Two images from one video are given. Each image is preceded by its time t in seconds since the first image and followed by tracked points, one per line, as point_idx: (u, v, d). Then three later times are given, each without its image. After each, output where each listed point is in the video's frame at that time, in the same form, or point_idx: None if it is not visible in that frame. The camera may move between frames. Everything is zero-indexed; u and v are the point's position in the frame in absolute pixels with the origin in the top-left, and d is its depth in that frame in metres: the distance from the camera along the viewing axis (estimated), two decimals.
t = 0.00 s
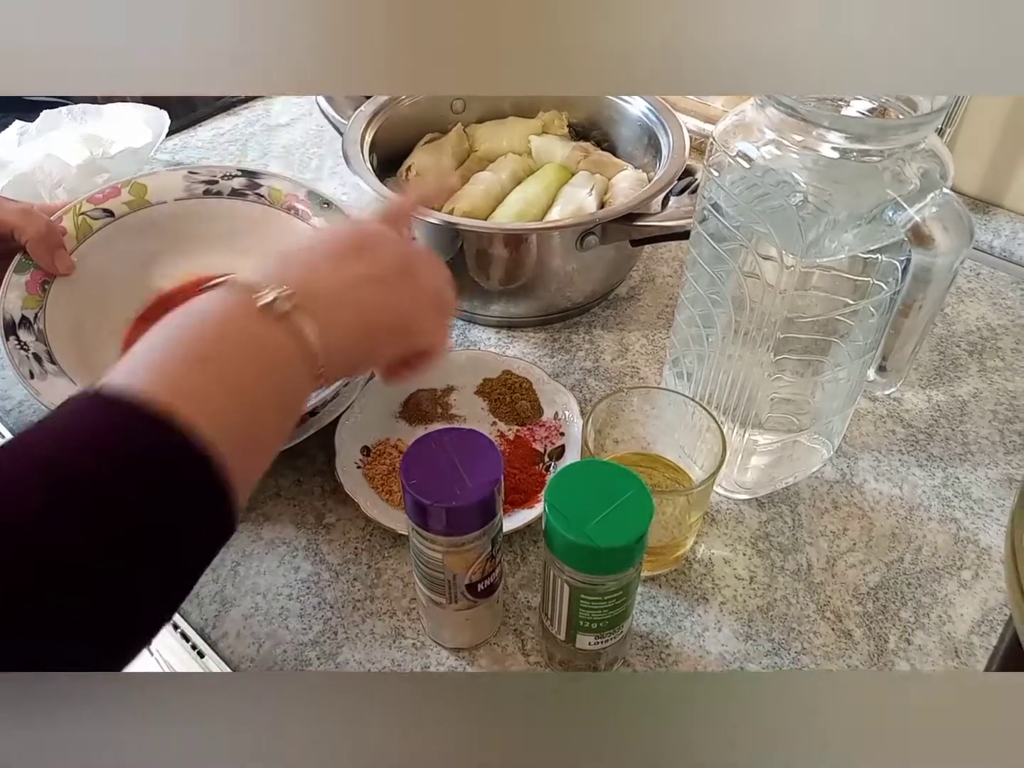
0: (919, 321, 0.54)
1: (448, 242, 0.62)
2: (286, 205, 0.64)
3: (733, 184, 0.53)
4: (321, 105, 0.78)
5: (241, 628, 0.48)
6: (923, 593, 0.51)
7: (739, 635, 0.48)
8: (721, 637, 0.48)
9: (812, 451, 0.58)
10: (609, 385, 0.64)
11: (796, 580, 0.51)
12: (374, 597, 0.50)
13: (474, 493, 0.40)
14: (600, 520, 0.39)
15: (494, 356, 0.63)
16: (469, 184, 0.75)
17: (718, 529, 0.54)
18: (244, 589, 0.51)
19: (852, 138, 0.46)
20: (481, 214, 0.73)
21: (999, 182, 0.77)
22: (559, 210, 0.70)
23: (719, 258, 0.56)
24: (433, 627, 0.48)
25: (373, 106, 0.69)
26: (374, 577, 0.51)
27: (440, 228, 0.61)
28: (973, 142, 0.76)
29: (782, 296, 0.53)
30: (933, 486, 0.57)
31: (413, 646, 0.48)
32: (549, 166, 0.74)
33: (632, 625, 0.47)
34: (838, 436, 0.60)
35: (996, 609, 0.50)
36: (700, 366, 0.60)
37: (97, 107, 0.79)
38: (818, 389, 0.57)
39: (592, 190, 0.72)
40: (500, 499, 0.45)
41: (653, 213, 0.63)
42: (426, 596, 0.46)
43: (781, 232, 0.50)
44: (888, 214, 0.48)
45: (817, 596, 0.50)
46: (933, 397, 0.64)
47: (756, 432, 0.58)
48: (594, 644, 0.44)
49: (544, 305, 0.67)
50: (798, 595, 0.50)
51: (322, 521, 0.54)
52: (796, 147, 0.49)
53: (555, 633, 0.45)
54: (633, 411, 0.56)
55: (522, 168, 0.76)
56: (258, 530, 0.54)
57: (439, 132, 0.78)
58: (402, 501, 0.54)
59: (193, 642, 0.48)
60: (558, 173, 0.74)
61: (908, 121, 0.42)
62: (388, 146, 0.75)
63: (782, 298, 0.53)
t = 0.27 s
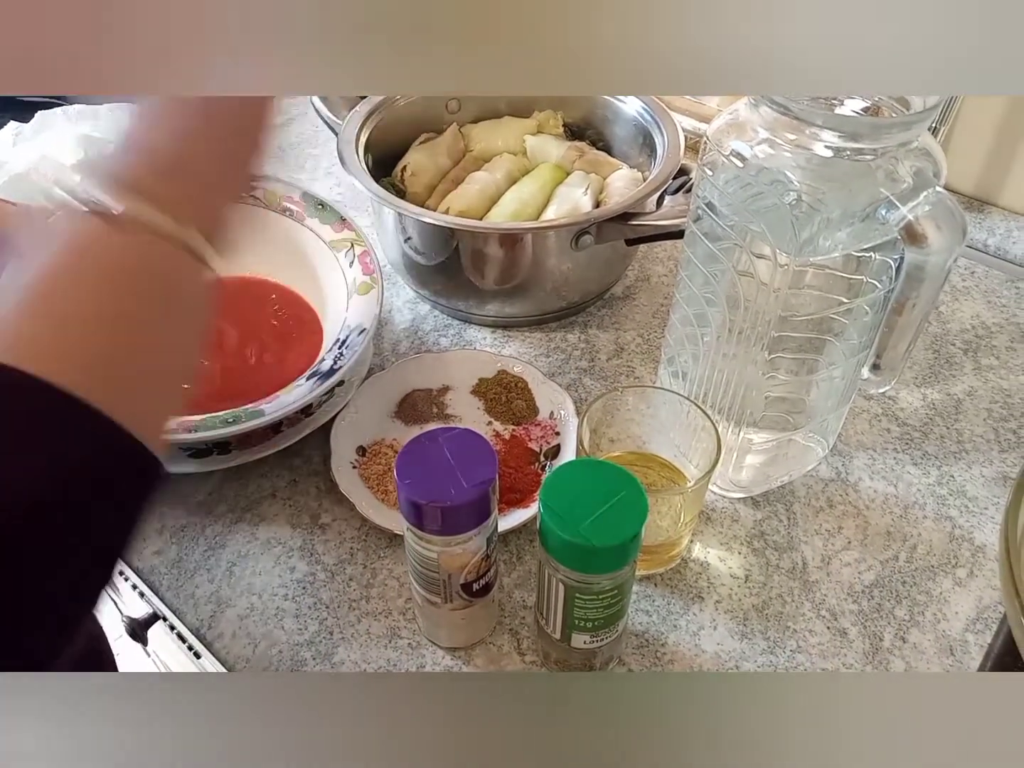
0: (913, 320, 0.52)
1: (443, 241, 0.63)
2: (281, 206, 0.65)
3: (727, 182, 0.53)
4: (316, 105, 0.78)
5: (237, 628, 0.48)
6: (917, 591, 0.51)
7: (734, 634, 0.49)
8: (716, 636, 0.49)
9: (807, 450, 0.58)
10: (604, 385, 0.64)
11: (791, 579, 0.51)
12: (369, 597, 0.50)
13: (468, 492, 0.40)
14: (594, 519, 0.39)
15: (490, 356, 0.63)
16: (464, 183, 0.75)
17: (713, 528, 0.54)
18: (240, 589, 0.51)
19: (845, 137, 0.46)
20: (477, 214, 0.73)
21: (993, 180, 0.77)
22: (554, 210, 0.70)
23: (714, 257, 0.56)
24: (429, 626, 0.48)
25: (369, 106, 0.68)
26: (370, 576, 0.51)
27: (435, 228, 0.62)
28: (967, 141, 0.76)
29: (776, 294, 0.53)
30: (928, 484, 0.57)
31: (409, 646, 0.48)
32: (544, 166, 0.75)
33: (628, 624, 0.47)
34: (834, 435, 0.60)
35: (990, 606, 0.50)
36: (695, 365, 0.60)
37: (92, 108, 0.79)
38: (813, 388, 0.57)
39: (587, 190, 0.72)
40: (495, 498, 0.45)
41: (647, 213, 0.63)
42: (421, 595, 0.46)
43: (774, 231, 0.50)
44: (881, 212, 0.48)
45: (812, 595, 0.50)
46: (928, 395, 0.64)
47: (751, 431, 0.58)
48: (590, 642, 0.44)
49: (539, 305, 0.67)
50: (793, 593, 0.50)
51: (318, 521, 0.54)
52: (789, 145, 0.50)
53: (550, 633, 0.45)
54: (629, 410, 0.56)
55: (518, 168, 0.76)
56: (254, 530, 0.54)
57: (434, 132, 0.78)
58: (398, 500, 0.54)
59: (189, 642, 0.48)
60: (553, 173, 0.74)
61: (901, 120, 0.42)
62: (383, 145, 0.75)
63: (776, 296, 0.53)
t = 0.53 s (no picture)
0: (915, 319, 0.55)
1: (445, 241, 0.63)
2: (284, 207, 0.65)
3: (730, 182, 0.53)
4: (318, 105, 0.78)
5: (239, 627, 0.48)
6: (920, 592, 0.51)
7: (737, 634, 0.48)
8: (719, 636, 0.49)
9: (810, 450, 0.58)
10: (607, 385, 0.64)
11: (794, 579, 0.51)
12: (372, 596, 0.50)
13: (471, 492, 0.40)
14: (598, 519, 0.39)
15: (492, 356, 0.63)
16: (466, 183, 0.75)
17: (716, 528, 0.54)
18: (242, 589, 0.50)
19: (849, 137, 0.46)
20: (478, 214, 0.73)
21: (995, 180, 0.77)
22: (556, 210, 0.70)
23: (716, 257, 0.56)
24: (431, 626, 0.48)
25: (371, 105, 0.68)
26: (372, 576, 0.51)
27: (438, 228, 0.62)
28: (969, 141, 0.76)
29: (780, 294, 0.53)
30: (930, 485, 0.57)
31: (412, 646, 0.48)
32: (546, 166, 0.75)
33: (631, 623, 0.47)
34: (836, 435, 0.60)
35: (994, 606, 0.50)
36: (698, 365, 0.60)
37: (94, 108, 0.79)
38: (816, 387, 0.58)
39: (589, 190, 0.72)
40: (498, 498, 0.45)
41: (649, 213, 0.63)
42: (424, 595, 0.46)
43: (778, 233, 0.50)
44: (885, 212, 0.48)
45: (815, 595, 0.50)
46: (931, 396, 0.64)
47: (754, 431, 0.58)
48: (593, 642, 0.44)
49: (541, 305, 0.67)
50: (796, 594, 0.50)
51: (320, 520, 0.54)
52: (793, 145, 0.50)
53: (554, 633, 0.45)
54: (631, 410, 0.56)
55: (519, 168, 0.76)
56: (256, 529, 0.54)
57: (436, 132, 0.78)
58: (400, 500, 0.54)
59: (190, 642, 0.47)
60: (554, 173, 0.74)
61: (904, 120, 0.42)
62: (385, 145, 0.75)
63: (780, 297, 0.53)
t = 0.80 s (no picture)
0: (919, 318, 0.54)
1: (449, 239, 0.62)
2: (288, 207, 0.65)
3: (734, 179, 0.53)
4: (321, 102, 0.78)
5: (242, 624, 0.49)
6: (923, 590, 0.51)
7: (740, 632, 0.49)
8: (721, 633, 0.49)
9: (812, 448, 0.58)
10: (609, 383, 0.64)
11: (796, 577, 0.51)
12: (375, 594, 0.50)
13: (474, 490, 0.40)
14: (601, 516, 0.39)
15: (495, 354, 0.63)
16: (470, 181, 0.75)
17: (718, 526, 0.54)
18: (245, 586, 0.50)
19: (853, 135, 0.46)
20: (481, 212, 0.73)
21: (998, 179, 0.77)
22: (559, 208, 0.70)
23: (720, 254, 0.56)
24: (434, 623, 0.48)
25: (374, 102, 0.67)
26: (376, 573, 0.51)
27: (441, 226, 0.62)
28: (973, 140, 0.76)
29: (784, 293, 0.53)
30: (933, 483, 0.57)
31: (415, 643, 0.48)
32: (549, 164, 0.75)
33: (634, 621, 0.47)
34: (839, 434, 0.60)
35: (996, 604, 0.50)
36: (701, 363, 0.60)
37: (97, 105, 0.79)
38: (819, 386, 0.57)
39: (592, 188, 0.72)
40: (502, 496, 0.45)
41: (653, 212, 0.63)
42: (428, 592, 0.46)
43: (782, 229, 0.50)
44: (890, 210, 0.48)
45: (818, 593, 0.50)
46: (934, 394, 0.64)
47: (757, 429, 0.58)
48: (596, 640, 0.44)
49: (544, 303, 0.67)
50: (799, 592, 0.50)
51: (323, 518, 0.54)
52: (798, 143, 0.49)
53: (557, 630, 0.45)
54: (634, 408, 0.56)
55: (522, 166, 0.76)
56: (259, 527, 0.53)
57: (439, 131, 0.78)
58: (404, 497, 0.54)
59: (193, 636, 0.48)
60: (558, 172, 0.74)
61: (908, 118, 0.42)
62: (388, 142, 0.75)
63: (784, 295, 0.53)
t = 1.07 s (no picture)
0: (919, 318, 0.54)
1: (450, 239, 0.63)
2: (289, 207, 0.65)
3: (734, 180, 0.53)
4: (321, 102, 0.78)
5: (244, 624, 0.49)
6: (923, 589, 0.51)
7: (740, 631, 0.49)
8: (722, 632, 0.49)
9: (812, 448, 0.58)
10: (609, 383, 0.64)
11: (796, 577, 0.51)
12: (376, 593, 0.50)
13: (476, 489, 0.40)
14: (601, 516, 0.39)
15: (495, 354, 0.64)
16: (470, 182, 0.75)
17: (719, 526, 0.54)
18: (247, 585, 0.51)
19: (852, 136, 0.46)
20: (482, 212, 0.73)
21: (997, 180, 0.77)
22: (559, 208, 0.70)
23: (720, 254, 0.57)
24: (436, 622, 0.48)
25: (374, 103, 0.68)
26: (377, 573, 0.51)
27: (441, 226, 0.62)
28: (971, 141, 0.76)
29: (783, 293, 0.53)
30: (932, 483, 0.57)
31: (416, 642, 0.48)
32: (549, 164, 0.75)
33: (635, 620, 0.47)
34: (839, 434, 0.60)
35: (995, 604, 0.50)
36: (701, 363, 0.60)
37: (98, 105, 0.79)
38: (818, 386, 0.57)
39: (592, 188, 0.72)
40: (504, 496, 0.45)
41: (653, 212, 0.63)
42: (428, 590, 0.46)
43: (782, 229, 0.51)
44: (889, 210, 0.48)
45: (817, 593, 0.50)
46: (933, 394, 0.64)
47: (757, 429, 0.58)
48: (596, 639, 0.44)
49: (544, 303, 0.67)
50: (799, 591, 0.50)
51: (324, 517, 0.54)
52: (798, 143, 0.49)
53: (558, 629, 0.45)
54: (634, 408, 0.56)
55: (522, 166, 0.76)
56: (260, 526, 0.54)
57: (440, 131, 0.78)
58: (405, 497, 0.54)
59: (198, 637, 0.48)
60: (558, 172, 0.74)
61: (907, 118, 0.42)
62: (389, 143, 0.75)
63: (783, 295, 0.54)
